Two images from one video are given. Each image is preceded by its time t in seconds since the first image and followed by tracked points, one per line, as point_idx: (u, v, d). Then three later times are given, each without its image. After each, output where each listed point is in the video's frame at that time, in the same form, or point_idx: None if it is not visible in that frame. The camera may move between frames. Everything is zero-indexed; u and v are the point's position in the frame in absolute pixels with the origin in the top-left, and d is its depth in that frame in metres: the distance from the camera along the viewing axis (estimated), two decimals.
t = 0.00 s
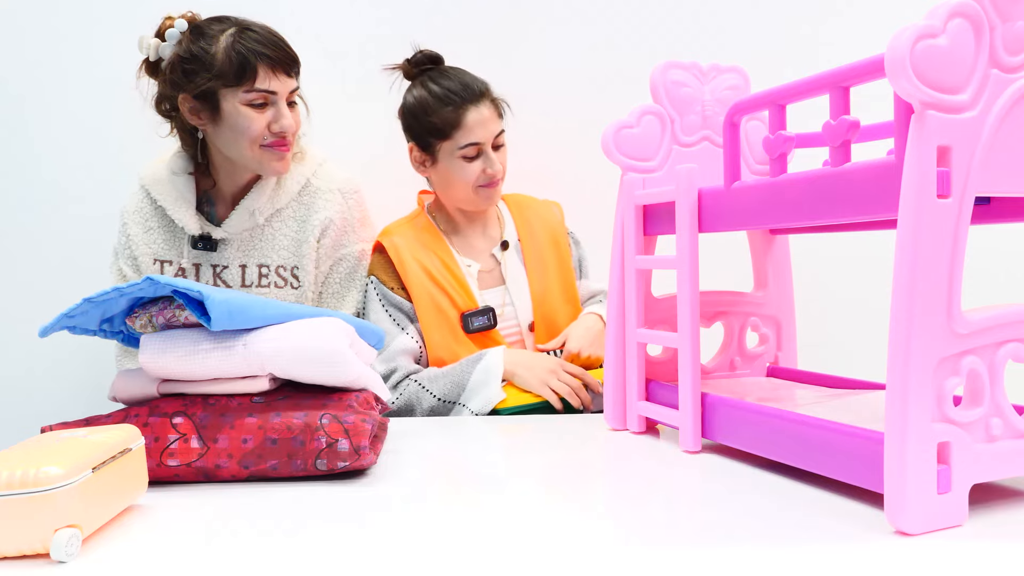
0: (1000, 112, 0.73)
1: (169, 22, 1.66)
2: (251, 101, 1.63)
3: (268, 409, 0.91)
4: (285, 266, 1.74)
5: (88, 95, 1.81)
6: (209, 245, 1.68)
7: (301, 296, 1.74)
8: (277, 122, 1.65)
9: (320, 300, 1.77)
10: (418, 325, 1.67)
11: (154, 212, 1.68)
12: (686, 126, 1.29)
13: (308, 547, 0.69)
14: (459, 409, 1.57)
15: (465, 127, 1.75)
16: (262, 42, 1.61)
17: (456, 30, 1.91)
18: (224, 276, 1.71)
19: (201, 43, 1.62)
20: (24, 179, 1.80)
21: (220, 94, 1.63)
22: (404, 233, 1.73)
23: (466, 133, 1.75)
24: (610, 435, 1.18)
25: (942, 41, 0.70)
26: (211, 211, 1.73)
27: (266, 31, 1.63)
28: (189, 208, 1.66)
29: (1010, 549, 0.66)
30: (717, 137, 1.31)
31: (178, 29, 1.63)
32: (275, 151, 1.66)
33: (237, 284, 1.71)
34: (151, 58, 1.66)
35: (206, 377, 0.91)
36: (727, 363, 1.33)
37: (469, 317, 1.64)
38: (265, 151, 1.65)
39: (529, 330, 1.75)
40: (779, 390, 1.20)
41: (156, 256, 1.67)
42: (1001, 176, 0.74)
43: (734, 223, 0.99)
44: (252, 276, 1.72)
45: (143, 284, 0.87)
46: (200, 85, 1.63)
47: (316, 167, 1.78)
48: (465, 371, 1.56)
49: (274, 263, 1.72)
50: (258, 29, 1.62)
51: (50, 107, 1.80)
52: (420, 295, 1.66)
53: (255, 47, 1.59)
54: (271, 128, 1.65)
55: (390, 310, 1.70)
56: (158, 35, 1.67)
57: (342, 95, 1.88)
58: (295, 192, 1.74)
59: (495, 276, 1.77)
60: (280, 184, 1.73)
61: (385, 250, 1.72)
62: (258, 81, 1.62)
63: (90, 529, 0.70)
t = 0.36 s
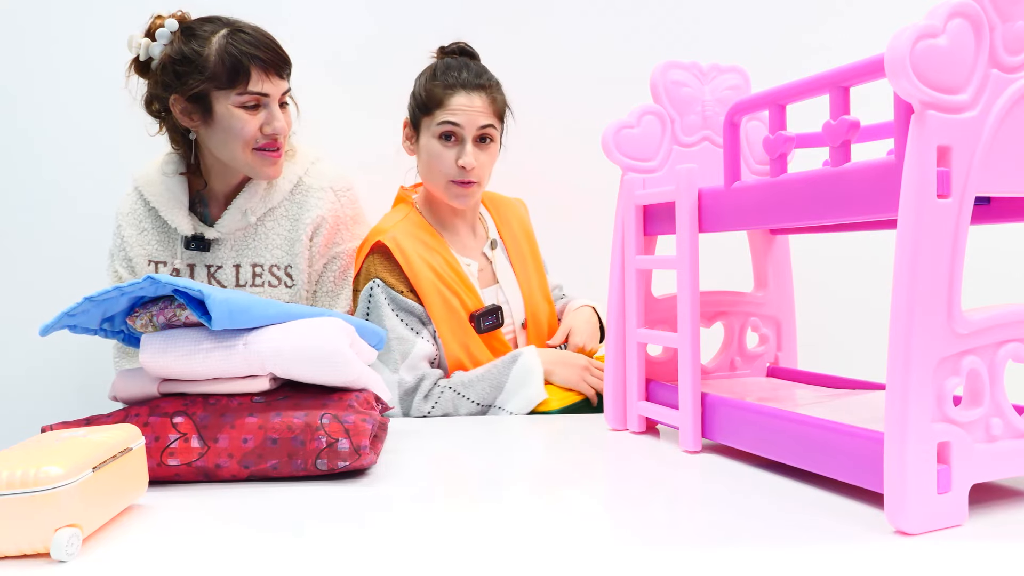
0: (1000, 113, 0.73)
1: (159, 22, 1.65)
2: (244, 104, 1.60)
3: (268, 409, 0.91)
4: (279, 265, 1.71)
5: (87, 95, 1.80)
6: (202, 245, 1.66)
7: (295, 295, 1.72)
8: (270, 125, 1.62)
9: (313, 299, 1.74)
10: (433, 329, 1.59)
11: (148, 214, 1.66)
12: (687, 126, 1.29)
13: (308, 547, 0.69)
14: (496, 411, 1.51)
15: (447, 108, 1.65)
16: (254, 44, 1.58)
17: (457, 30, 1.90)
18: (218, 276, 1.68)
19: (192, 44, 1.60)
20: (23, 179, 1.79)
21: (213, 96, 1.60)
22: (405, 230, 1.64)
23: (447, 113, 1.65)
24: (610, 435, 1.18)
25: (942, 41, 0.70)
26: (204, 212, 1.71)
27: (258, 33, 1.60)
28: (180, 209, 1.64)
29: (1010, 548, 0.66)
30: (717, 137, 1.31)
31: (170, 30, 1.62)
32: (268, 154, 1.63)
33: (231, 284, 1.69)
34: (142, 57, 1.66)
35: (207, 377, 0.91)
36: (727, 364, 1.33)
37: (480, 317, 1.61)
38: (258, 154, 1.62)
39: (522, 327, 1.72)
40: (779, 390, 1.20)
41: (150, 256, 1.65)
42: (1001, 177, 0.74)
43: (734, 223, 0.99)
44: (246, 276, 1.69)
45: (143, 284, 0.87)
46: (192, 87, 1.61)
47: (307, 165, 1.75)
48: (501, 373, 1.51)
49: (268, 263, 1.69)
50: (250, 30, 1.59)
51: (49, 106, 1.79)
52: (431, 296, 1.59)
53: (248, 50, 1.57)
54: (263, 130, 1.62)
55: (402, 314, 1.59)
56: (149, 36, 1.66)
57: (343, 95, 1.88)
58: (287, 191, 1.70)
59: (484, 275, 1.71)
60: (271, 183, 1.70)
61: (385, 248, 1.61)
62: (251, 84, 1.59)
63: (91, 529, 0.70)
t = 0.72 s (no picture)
0: (1000, 112, 0.73)
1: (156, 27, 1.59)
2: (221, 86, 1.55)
3: (268, 409, 0.91)
4: (281, 266, 1.65)
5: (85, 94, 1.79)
6: (205, 246, 1.61)
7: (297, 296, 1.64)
8: (248, 103, 1.55)
9: (317, 301, 1.65)
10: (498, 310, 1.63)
11: (150, 214, 1.61)
12: (687, 126, 1.28)
13: (309, 548, 0.69)
14: (545, 406, 1.62)
15: (550, 112, 1.66)
16: (229, 24, 1.53)
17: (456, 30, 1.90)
18: (220, 276, 1.63)
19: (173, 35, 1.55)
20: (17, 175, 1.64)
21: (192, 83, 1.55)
22: (488, 214, 1.68)
23: (550, 118, 1.66)
24: (610, 435, 1.18)
25: (942, 41, 0.70)
26: (207, 211, 1.65)
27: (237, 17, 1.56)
28: (181, 208, 1.60)
29: (1009, 548, 0.66)
30: (717, 137, 1.31)
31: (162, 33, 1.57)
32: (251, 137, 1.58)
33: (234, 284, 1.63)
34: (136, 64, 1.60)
35: (207, 377, 0.91)
36: (727, 364, 1.33)
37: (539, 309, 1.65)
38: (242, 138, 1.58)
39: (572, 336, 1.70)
40: (780, 390, 1.20)
41: (152, 256, 1.61)
42: (1001, 176, 0.74)
43: (735, 223, 0.99)
44: (248, 276, 1.63)
45: (143, 284, 0.87)
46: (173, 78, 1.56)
47: (312, 165, 1.67)
48: (560, 372, 1.62)
49: (270, 263, 1.63)
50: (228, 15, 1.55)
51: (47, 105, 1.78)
52: (499, 274, 1.64)
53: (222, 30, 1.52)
54: (243, 110, 1.55)
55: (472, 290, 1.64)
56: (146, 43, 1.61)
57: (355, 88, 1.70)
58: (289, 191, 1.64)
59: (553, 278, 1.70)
60: (274, 182, 1.64)
61: (465, 225, 1.67)
62: (224, 63, 1.54)
63: (90, 529, 0.70)
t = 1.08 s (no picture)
0: (1000, 112, 0.73)
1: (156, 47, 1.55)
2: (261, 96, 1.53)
3: (269, 409, 0.91)
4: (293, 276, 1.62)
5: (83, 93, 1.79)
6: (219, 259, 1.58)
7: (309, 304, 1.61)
8: (292, 112, 1.54)
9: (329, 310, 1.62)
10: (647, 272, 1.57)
11: (160, 223, 1.56)
12: (686, 126, 1.29)
13: (310, 548, 0.69)
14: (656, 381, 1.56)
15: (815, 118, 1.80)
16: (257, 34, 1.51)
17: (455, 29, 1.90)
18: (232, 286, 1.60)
19: (198, 51, 1.51)
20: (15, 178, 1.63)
21: (229, 96, 1.52)
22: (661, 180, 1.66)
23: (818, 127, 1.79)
24: (610, 435, 1.18)
25: (942, 41, 0.70)
26: (220, 223, 1.62)
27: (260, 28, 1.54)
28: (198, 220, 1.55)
29: (1010, 548, 0.66)
30: (717, 137, 1.31)
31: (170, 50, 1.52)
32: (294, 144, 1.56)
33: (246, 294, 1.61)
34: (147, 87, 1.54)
35: (207, 377, 0.91)
36: (727, 364, 1.33)
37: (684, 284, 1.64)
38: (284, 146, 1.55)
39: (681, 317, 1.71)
40: (780, 390, 1.20)
41: (162, 267, 1.56)
42: (1001, 176, 0.74)
43: (735, 223, 0.99)
44: (260, 285, 1.61)
45: (143, 284, 0.87)
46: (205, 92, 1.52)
47: (324, 173, 1.63)
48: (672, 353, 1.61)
49: (282, 273, 1.60)
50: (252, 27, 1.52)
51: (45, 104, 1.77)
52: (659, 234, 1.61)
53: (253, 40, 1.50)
54: (286, 119, 1.54)
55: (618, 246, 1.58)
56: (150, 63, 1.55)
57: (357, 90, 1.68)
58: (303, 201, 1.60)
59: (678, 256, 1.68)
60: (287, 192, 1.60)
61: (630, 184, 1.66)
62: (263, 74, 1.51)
63: (91, 529, 0.70)
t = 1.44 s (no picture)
0: (1000, 112, 0.73)
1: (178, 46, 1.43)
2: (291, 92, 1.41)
3: (269, 409, 0.91)
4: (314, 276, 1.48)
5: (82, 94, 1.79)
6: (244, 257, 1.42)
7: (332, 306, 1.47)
8: (322, 107, 1.43)
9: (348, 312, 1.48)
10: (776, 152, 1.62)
11: (182, 220, 1.42)
12: (686, 126, 1.29)
13: (310, 549, 0.69)
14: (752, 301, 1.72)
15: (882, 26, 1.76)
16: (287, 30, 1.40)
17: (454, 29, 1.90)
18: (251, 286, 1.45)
19: (226, 48, 1.38)
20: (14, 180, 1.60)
21: (258, 92, 1.40)
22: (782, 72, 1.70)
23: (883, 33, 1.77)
24: (610, 435, 1.18)
25: (942, 41, 0.70)
26: (243, 222, 1.49)
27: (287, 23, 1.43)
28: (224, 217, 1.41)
29: (1010, 548, 0.66)
30: (717, 137, 1.31)
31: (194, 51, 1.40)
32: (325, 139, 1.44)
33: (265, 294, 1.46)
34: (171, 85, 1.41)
35: (207, 377, 0.91)
36: (727, 364, 1.33)
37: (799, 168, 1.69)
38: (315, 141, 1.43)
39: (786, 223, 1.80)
40: (780, 390, 1.20)
41: (182, 266, 1.42)
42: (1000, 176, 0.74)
43: (736, 223, 0.99)
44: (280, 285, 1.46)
45: (143, 284, 0.87)
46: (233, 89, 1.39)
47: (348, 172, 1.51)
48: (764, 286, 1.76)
49: (303, 272, 1.46)
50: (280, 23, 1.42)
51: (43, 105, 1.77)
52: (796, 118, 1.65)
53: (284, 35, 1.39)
54: (316, 114, 1.42)
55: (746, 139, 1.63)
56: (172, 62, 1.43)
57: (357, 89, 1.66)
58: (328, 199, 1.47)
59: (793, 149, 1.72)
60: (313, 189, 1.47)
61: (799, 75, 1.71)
62: (294, 69, 1.40)
63: (91, 529, 0.70)
